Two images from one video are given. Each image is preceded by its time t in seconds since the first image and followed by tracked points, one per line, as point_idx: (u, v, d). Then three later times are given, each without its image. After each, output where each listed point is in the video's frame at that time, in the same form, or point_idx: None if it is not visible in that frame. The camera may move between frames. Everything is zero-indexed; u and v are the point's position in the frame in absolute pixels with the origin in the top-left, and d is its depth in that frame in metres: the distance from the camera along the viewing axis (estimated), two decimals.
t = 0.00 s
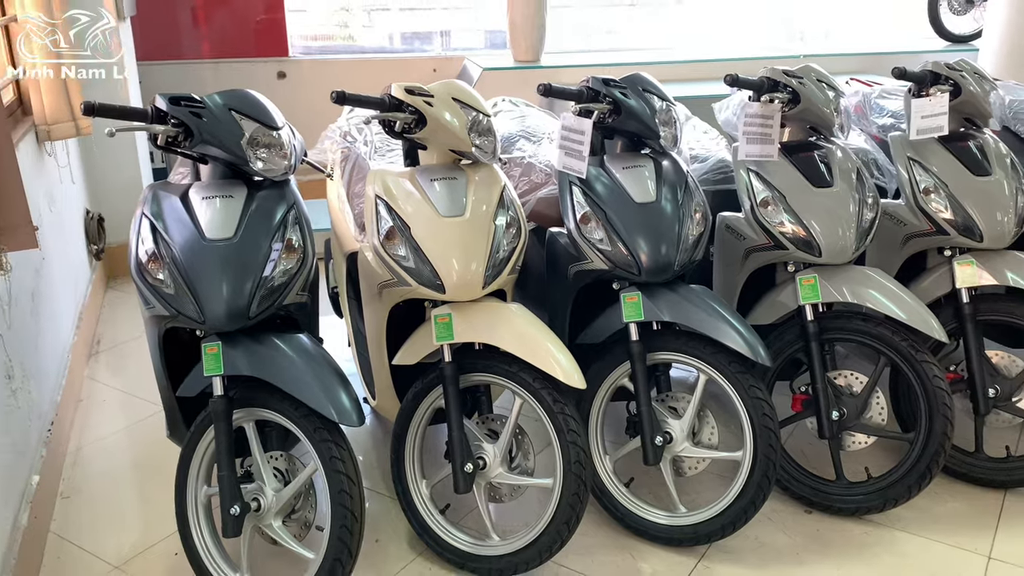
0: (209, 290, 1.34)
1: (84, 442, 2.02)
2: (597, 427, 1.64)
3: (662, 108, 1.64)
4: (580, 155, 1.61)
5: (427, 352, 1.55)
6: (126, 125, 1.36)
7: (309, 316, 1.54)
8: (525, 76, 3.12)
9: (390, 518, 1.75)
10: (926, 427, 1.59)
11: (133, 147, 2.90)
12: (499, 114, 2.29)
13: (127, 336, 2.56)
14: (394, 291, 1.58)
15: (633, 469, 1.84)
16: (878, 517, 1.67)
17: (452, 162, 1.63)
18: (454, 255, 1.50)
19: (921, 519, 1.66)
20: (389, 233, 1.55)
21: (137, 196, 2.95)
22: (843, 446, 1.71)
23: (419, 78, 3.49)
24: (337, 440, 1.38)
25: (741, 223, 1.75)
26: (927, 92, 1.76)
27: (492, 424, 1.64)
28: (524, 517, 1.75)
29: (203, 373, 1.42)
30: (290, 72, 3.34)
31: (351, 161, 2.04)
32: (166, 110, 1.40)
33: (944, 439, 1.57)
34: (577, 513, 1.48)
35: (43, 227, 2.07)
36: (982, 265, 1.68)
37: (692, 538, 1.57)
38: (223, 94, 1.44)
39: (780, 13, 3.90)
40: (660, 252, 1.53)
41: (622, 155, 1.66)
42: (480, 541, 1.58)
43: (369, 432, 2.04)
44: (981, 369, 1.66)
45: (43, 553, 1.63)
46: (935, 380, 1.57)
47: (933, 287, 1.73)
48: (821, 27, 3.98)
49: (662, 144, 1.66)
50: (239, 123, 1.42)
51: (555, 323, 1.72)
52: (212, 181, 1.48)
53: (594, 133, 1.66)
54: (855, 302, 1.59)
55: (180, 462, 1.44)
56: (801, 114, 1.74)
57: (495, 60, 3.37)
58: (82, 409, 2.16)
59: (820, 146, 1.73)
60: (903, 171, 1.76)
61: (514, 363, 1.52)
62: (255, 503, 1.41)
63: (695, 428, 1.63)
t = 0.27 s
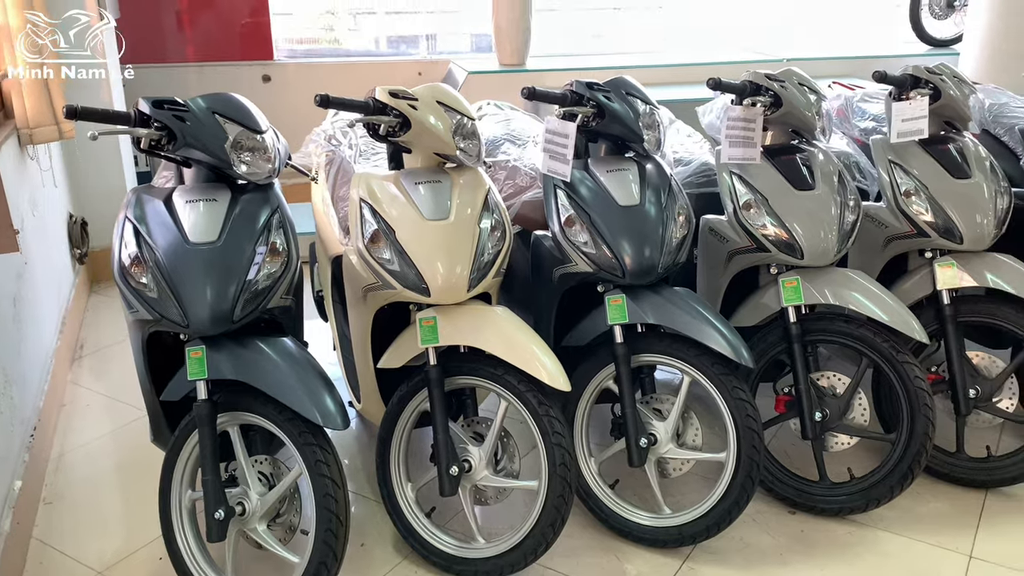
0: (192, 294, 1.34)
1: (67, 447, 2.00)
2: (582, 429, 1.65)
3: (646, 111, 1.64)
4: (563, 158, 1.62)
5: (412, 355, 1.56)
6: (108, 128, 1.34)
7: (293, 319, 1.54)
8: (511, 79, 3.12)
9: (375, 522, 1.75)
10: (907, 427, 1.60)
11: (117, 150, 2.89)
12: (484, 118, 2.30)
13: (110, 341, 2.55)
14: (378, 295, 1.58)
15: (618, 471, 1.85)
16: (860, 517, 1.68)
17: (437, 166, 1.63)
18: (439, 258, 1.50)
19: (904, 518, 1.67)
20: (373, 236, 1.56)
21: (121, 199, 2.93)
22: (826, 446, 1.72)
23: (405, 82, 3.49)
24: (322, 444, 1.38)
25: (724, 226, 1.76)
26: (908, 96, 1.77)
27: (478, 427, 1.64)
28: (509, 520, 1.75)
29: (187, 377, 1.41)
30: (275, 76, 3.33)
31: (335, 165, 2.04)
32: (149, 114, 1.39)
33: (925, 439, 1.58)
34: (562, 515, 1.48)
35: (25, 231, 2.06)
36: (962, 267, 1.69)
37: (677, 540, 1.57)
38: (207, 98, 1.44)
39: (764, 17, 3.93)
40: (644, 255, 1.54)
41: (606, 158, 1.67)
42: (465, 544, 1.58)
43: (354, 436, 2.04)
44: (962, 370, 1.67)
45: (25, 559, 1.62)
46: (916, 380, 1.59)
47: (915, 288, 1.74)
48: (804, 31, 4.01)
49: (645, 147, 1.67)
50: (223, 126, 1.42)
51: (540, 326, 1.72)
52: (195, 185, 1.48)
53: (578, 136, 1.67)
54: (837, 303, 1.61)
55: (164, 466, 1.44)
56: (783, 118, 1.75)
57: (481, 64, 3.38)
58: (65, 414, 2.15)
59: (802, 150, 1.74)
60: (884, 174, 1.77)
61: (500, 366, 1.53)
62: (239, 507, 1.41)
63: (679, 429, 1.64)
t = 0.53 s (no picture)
0: (174, 301, 1.32)
1: (47, 456, 1.97)
2: (569, 434, 1.65)
3: (630, 116, 1.64)
4: (548, 163, 1.61)
5: (397, 361, 1.55)
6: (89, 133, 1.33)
7: (277, 326, 1.52)
8: (493, 83, 3.11)
9: (361, 529, 1.74)
10: (891, 429, 1.61)
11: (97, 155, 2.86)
12: (468, 122, 2.29)
13: (90, 348, 2.51)
14: (363, 300, 1.58)
15: (604, 475, 1.85)
16: (845, 519, 1.69)
17: (421, 170, 1.63)
18: (424, 263, 1.50)
19: (888, 520, 1.69)
20: (358, 241, 1.55)
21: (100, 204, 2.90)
22: (810, 449, 1.73)
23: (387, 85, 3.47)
24: (307, 451, 1.37)
25: (708, 230, 1.76)
26: (889, 100, 1.78)
27: (464, 432, 1.63)
28: (496, 525, 1.74)
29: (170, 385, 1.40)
30: (255, 80, 3.31)
31: (318, 169, 2.03)
32: (130, 119, 1.38)
33: (909, 441, 1.59)
34: (549, 521, 1.48)
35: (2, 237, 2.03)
36: (944, 270, 1.71)
37: (663, 544, 1.57)
38: (189, 102, 1.43)
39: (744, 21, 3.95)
40: (629, 259, 1.54)
41: (590, 162, 1.67)
42: (452, 550, 1.57)
43: (339, 442, 2.02)
44: (944, 371, 1.69)
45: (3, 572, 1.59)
46: (899, 382, 1.60)
47: (897, 291, 1.76)
48: (784, 35, 4.04)
49: (630, 152, 1.67)
50: (205, 131, 1.41)
51: (526, 330, 1.72)
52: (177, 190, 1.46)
53: (563, 141, 1.67)
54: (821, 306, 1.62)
55: (146, 475, 1.42)
56: (766, 122, 1.75)
57: (463, 67, 3.38)
58: (44, 422, 2.12)
59: (785, 154, 1.75)
60: (867, 177, 1.78)
61: (486, 371, 1.52)
62: (223, 516, 1.40)
63: (665, 433, 1.64)
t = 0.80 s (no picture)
0: (159, 309, 1.30)
1: (25, 468, 1.93)
2: (558, 439, 1.64)
3: (617, 119, 1.65)
4: (536, 167, 1.60)
5: (385, 368, 1.53)
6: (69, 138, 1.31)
7: (262, 333, 1.50)
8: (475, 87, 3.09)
9: (349, 538, 1.71)
10: (879, 432, 1.61)
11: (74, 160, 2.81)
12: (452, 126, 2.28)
13: (68, 357, 2.47)
14: (350, 306, 1.56)
15: (594, 481, 1.84)
16: (834, 522, 1.69)
17: (408, 175, 1.61)
18: (412, 269, 1.48)
19: (876, 522, 1.69)
20: (345, 246, 1.53)
21: (78, 210, 2.85)
22: (798, 452, 1.73)
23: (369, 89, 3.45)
24: (295, 461, 1.35)
25: (695, 234, 1.76)
26: (874, 103, 1.80)
27: (453, 439, 1.62)
28: (485, 533, 1.73)
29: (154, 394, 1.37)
30: (234, 84, 3.27)
31: (302, 173, 2.01)
32: (112, 124, 1.35)
33: (897, 443, 1.60)
34: (540, 527, 1.47)
35: None
36: (929, 272, 1.72)
37: (654, 549, 1.57)
38: (172, 106, 1.40)
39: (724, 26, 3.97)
40: (618, 263, 1.53)
41: (578, 166, 1.67)
42: (441, 559, 1.55)
43: (325, 450, 2.00)
44: (930, 373, 1.70)
45: None
46: (886, 384, 1.61)
47: (882, 293, 1.77)
48: (764, 39, 4.06)
49: (617, 155, 1.67)
50: (189, 136, 1.38)
51: (514, 335, 1.71)
52: (160, 196, 1.43)
53: (550, 145, 1.66)
54: (808, 309, 1.62)
55: (129, 486, 1.39)
56: (752, 126, 1.76)
57: (445, 71, 3.36)
58: (21, 433, 2.07)
59: (771, 157, 1.75)
60: (852, 180, 1.79)
61: (475, 377, 1.51)
62: (209, 527, 1.37)
63: (654, 438, 1.64)
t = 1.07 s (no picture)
0: (143, 316, 1.28)
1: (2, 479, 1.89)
2: (546, 444, 1.63)
3: (603, 124, 1.64)
4: (524, 171, 1.60)
5: (372, 374, 1.52)
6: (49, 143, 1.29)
7: (247, 340, 1.48)
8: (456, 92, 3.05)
9: (335, 546, 1.70)
10: (865, 434, 1.62)
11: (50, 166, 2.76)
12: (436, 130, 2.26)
13: (45, 365, 2.42)
14: (336, 312, 1.54)
15: (582, 486, 1.83)
16: (821, 524, 1.70)
17: (394, 179, 1.61)
18: (399, 274, 1.47)
19: (863, 523, 1.70)
20: (331, 252, 1.52)
21: (54, 216, 2.81)
22: (785, 455, 1.74)
23: (349, 93, 3.42)
24: (282, 469, 1.33)
25: (682, 238, 1.77)
26: (857, 108, 1.82)
27: (440, 445, 1.60)
28: (473, 539, 1.71)
29: (138, 403, 1.35)
30: (213, 88, 3.23)
31: (285, 178, 1.97)
32: (94, 129, 1.33)
33: (883, 445, 1.61)
34: (530, 533, 1.46)
35: None
36: (912, 274, 1.74)
37: (643, 554, 1.57)
38: (155, 111, 1.38)
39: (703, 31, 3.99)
40: (606, 268, 1.53)
41: (565, 170, 1.66)
42: (430, 566, 1.54)
43: (310, 458, 1.98)
44: (914, 375, 1.71)
45: None
46: (872, 386, 1.62)
47: (866, 296, 1.78)
48: (743, 44, 4.09)
49: (604, 159, 1.67)
50: (173, 141, 1.36)
51: (501, 340, 1.70)
52: (143, 202, 1.41)
53: (537, 149, 1.66)
54: (793, 311, 1.63)
55: (113, 497, 1.36)
56: (737, 129, 1.77)
57: (426, 75, 3.34)
58: None
59: (756, 161, 1.76)
60: (835, 184, 1.81)
61: (463, 384, 1.50)
62: (195, 538, 1.35)
63: (643, 442, 1.63)
